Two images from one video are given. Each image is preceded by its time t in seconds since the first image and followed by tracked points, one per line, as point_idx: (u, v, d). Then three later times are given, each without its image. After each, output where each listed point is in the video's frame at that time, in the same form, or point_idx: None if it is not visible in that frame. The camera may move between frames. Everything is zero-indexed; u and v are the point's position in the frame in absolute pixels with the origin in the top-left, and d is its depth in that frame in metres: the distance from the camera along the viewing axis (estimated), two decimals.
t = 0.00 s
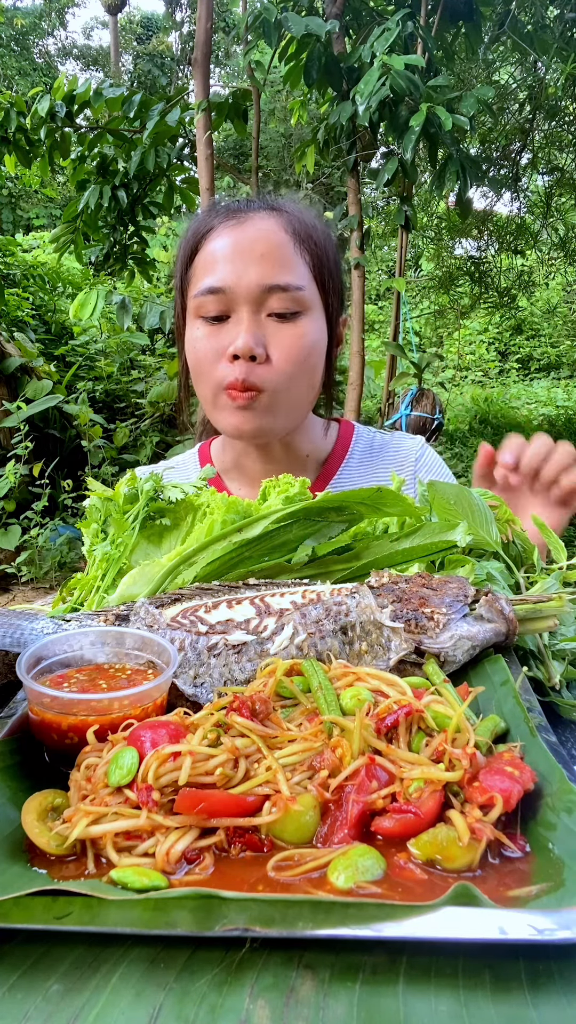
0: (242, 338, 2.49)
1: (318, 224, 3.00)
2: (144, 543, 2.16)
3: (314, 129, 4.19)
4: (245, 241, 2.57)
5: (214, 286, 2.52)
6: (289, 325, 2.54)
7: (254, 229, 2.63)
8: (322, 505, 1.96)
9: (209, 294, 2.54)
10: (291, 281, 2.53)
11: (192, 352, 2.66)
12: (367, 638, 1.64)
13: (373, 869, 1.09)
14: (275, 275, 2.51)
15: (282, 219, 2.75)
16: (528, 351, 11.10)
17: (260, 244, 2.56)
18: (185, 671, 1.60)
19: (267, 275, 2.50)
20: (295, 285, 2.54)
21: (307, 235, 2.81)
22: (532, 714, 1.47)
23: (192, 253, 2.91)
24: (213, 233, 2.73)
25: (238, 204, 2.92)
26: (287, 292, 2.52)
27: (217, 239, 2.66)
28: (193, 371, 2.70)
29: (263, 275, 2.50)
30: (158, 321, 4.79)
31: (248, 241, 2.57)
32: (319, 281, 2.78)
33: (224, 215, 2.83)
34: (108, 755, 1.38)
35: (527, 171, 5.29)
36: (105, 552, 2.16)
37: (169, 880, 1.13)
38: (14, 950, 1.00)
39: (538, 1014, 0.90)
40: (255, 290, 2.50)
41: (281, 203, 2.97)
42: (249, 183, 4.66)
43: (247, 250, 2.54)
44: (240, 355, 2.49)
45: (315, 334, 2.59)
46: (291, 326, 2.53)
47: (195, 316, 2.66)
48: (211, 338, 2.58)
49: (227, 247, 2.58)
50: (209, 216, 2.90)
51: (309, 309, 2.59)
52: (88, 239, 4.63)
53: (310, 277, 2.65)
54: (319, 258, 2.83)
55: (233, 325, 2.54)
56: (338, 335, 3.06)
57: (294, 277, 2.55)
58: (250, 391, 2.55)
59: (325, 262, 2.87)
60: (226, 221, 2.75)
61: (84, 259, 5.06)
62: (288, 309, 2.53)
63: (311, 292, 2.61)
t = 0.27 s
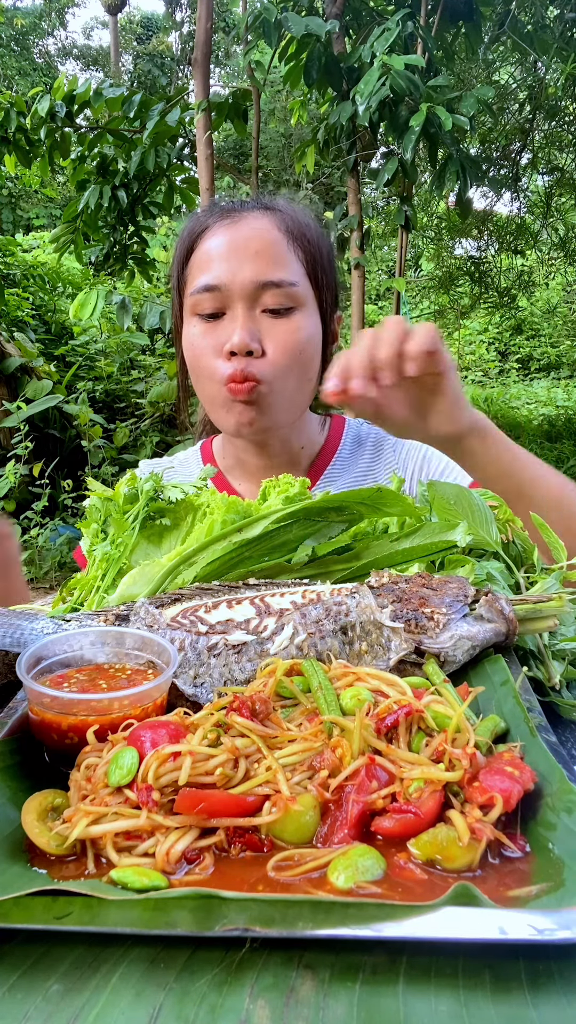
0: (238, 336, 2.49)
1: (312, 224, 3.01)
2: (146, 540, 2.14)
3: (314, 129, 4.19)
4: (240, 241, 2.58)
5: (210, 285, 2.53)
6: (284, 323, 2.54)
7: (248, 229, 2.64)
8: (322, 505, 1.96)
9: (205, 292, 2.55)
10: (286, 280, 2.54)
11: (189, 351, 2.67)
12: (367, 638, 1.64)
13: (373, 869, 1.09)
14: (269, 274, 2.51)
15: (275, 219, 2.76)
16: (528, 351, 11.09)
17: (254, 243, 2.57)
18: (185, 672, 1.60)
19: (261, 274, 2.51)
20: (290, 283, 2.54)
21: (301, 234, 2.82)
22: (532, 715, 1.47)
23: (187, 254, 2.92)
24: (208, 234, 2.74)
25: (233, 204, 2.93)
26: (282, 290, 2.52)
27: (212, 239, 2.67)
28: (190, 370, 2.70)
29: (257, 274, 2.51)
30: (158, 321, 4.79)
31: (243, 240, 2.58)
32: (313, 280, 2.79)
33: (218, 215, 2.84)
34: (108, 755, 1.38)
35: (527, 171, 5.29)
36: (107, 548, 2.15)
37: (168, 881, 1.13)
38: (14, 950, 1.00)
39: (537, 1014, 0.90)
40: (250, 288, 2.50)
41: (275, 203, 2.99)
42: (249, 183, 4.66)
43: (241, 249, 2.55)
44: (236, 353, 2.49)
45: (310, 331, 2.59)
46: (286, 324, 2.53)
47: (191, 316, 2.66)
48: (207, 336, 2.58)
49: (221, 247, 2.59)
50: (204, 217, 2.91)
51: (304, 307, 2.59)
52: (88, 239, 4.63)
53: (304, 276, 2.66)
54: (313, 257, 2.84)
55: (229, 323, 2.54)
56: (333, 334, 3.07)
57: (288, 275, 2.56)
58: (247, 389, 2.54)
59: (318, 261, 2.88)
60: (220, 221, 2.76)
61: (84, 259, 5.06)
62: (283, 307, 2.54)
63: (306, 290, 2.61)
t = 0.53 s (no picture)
0: (237, 337, 2.48)
1: (308, 224, 3.01)
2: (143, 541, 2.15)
3: (314, 129, 4.19)
4: (237, 241, 2.57)
5: (208, 287, 2.52)
6: (283, 323, 2.53)
7: (244, 230, 2.64)
8: (322, 505, 1.97)
9: (203, 294, 2.54)
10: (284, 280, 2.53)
11: (188, 352, 2.66)
12: (367, 638, 1.65)
13: (373, 869, 1.09)
14: (267, 274, 2.51)
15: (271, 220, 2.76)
16: (527, 351, 11.08)
17: (251, 243, 2.56)
18: (185, 672, 1.60)
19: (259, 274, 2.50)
20: (288, 283, 2.54)
21: (297, 235, 2.83)
22: (532, 715, 1.47)
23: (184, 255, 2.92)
24: (205, 235, 2.74)
25: (228, 205, 2.93)
26: (280, 290, 2.52)
27: (208, 241, 2.66)
28: (190, 371, 2.70)
29: (255, 274, 2.50)
30: (158, 321, 4.79)
31: (240, 240, 2.58)
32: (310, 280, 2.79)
33: (215, 216, 2.84)
34: (108, 755, 1.38)
35: (527, 171, 5.28)
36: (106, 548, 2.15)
37: (169, 880, 1.13)
38: (14, 950, 1.00)
39: (537, 1014, 0.89)
40: (248, 289, 2.50)
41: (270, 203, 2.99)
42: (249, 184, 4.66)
43: (239, 250, 2.55)
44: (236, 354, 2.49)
45: (309, 331, 2.59)
46: (285, 323, 2.53)
47: (189, 317, 2.66)
48: (206, 337, 2.57)
49: (218, 248, 2.58)
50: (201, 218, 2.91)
51: (302, 307, 2.59)
52: (88, 239, 4.63)
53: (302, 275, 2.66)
54: (309, 257, 2.84)
55: (228, 324, 2.53)
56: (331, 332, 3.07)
57: (286, 275, 2.55)
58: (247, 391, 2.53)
59: (315, 261, 2.88)
60: (217, 222, 2.76)
61: (84, 259, 5.06)
62: (282, 307, 2.53)
63: (304, 290, 2.61)
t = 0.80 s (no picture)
0: (237, 335, 2.47)
1: (306, 223, 3.01)
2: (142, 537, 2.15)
3: (314, 129, 4.19)
4: (237, 240, 2.57)
5: (207, 285, 2.52)
6: (282, 321, 2.52)
7: (243, 229, 2.64)
8: (321, 506, 2.01)
9: (203, 292, 2.53)
10: (283, 279, 2.53)
11: (188, 350, 2.65)
12: (366, 638, 1.65)
13: (373, 869, 1.09)
14: (267, 273, 2.51)
15: (270, 219, 2.76)
16: (528, 351, 11.05)
17: (251, 242, 2.56)
18: (184, 671, 1.60)
19: (259, 273, 2.50)
20: (288, 282, 2.54)
21: (295, 234, 2.82)
22: (532, 714, 1.47)
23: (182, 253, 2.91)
24: (204, 233, 2.73)
25: (227, 204, 2.93)
26: (280, 289, 2.52)
27: (207, 240, 2.66)
28: (189, 369, 2.68)
29: (255, 273, 2.50)
30: (158, 321, 4.79)
31: (240, 239, 2.58)
32: (309, 279, 2.80)
33: (213, 215, 2.83)
34: (108, 754, 1.38)
35: (527, 171, 5.27)
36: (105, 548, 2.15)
37: (169, 880, 1.13)
38: (14, 951, 1.00)
39: (537, 1014, 0.89)
40: (248, 287, 2.49)
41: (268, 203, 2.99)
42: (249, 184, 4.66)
43: (238, 248, 2.54)
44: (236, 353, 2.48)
45: (308, 330, 2.58)
46: (284, 321, 2.52)
47: (188, 315, 2.65)
48: (206, 335, 2.56)
49: (217, 247, 2.58)
50: (198, 216, 2.90)
51: (301, 306, 2.59)
52: (88, 239, 4.63)
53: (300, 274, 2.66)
54: (307, 257, 2.84)
55: (227, 322, 2.52)
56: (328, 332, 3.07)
57: (285, 275, 2.56)
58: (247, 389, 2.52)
59: (314, 260, 2.89)
60: (215, 221, 2.76)
61: (84, 259, 5.05)
62: (281, 305, 2.53)
63: (303, 289, 2.61)
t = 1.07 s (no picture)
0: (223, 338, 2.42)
1: (297, 207, 2.88)
2: (143, 539, 2.15)
3: (314, 129, 4.19)
4: (219, 235, 2.48)
5: (190, 284, 2.44)
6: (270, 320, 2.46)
7: (228, 220, 2.53)
8: (323, 507, 2.01)
9: (186, 292, 2.46)
10: (270, 274, 2.45)
11: (176, 352, 2.61)
12: (366, 638, 1.64)
13: (373, 870, 1.09)
14: (253, 269, 2.42)
15: (256, 207, 2.64)
16: (528, 351, 11.04)
17: (234, 236, 2.47)
18: (185, 672, 1.62)
19: (244, 270, 2.41)
20: (274, 278, 2.46)
21: (286, 220, 2.70)
22: (533, 715, 1.47)
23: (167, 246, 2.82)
24: (187, 227, 2.64)
25: (211, 192, 2.81)
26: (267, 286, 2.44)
27: (190, 233, 2.56)
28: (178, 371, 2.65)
29: (239, 269, 2.41)
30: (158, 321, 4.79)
31: (223, 233, 2.48)
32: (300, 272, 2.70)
33: (196, 206, 2.73)
34: (108, 755, 1.38)
35: (527, 171, 5.26)
36: (106, 547, 2.16)
37: (169, 880, 1.13)
38: (14, 951, 1.00)
39: (538, 1014, 0.89)
40: (233, 285, 2.41)
41: (256, 187, 2.86)
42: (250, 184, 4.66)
43: (221, 244, 2.45)
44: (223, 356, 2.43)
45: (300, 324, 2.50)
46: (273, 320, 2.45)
47: (173, 316, 2.59)
48: (192, 337, 2.51)
49: (200, 242, 2.49)
50: (182, 208, 2.80)
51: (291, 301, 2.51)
52: (88, 239, 4.63)
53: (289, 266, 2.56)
54: (298, 243, 2.72)
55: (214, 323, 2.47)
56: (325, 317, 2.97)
57: (272, 270, 2.46)
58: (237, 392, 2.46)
59: (305, 249, 2.77)
60: (199, 213, 2.65)
61: (84, 260, 5.05)
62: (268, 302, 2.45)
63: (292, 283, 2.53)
